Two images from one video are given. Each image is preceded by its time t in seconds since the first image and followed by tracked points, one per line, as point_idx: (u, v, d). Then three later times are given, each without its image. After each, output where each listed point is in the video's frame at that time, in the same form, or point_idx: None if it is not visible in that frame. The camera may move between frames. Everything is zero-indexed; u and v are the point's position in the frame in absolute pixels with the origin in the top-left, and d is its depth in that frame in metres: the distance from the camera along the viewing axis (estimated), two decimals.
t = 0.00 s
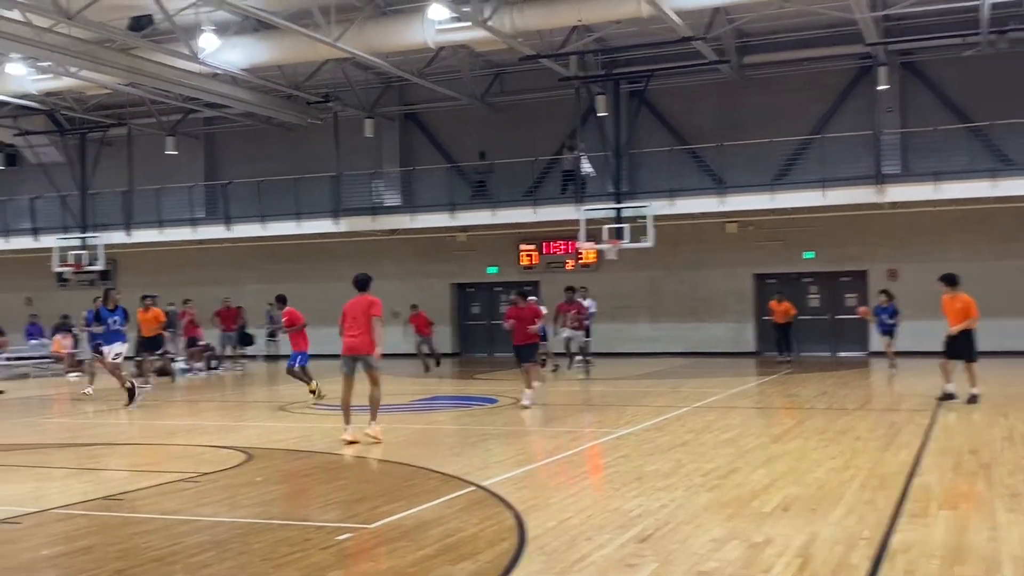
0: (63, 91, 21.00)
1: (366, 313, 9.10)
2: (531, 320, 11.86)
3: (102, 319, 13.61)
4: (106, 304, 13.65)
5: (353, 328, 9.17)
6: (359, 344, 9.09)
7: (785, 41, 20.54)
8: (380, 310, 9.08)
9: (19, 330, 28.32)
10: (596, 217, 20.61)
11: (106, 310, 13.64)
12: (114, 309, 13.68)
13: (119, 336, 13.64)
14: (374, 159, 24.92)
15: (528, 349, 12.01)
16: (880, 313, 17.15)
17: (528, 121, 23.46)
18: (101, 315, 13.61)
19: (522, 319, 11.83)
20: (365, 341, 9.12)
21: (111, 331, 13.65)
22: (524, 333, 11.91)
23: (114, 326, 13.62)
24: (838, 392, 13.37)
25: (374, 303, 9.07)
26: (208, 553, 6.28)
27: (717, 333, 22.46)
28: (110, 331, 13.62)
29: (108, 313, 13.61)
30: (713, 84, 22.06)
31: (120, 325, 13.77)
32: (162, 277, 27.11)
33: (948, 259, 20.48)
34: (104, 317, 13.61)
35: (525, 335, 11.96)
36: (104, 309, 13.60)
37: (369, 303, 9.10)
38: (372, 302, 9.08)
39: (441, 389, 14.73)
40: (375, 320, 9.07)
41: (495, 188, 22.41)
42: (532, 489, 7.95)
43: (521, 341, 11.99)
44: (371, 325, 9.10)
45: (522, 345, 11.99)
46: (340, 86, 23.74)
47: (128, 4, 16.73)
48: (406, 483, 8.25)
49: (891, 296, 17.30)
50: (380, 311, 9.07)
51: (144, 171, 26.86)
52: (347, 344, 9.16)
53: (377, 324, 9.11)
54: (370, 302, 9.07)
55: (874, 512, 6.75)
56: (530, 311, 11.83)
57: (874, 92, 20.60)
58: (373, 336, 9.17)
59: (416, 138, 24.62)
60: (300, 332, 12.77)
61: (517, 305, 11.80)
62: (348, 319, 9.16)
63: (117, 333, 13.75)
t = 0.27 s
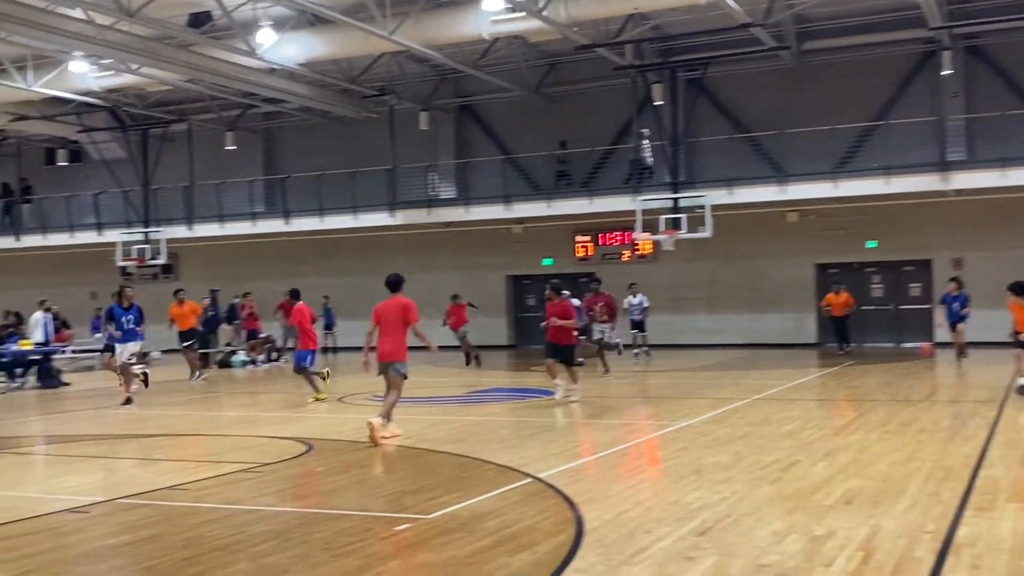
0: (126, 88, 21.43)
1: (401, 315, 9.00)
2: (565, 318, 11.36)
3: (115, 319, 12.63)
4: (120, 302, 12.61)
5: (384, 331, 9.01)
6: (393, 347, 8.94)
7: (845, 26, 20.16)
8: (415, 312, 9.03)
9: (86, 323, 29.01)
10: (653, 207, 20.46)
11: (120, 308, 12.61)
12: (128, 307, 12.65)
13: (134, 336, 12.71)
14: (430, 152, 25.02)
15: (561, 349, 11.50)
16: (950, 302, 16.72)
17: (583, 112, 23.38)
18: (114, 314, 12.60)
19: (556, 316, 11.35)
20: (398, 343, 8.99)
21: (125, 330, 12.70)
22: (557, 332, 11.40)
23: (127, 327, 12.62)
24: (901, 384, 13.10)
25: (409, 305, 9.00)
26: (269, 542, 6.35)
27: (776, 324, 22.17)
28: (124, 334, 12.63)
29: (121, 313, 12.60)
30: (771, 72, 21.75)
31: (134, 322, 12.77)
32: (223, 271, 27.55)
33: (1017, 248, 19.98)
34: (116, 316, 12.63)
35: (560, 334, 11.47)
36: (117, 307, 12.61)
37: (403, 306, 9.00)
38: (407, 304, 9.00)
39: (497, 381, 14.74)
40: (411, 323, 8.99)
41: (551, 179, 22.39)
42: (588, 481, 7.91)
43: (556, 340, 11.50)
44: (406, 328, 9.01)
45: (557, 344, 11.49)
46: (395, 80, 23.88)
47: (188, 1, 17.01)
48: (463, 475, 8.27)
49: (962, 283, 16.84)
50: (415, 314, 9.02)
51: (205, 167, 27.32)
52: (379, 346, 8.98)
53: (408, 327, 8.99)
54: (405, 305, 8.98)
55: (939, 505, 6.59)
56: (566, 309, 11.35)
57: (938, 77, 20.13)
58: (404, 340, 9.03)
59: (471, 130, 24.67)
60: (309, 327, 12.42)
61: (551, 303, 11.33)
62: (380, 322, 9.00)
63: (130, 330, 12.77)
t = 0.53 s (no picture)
0: (199, 84, 21.88)
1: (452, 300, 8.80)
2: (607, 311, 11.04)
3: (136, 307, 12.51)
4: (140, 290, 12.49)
5: (434, 316, 8.82)
6: (439, 332, 8.74)
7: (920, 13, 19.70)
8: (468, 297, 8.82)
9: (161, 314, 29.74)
10: (721, 199, 20.26)
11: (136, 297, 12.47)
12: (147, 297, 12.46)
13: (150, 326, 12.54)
14: (496, 144, 25.10)
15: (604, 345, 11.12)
16: None
17: (649, 103, 23.23)
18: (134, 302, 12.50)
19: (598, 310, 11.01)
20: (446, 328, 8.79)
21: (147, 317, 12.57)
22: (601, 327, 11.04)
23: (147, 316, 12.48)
24: (976, 379, 12.80)
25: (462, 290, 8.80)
26: (338, 531, 6.45)
27: (848, 317, 21.79)
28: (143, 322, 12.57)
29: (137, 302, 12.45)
30: (843, 61, 21.35)
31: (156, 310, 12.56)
32: (293, 263, 28.01)
33: None
34: (138, 304, 12.52)
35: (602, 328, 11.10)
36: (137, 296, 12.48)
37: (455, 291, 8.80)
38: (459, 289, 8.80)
39: (563, 373, 14.76)
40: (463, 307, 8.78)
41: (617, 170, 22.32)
42: (655, 474, 7.88)
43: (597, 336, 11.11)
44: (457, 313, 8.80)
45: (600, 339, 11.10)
46: (462, 73, 24.00)
47: None
48: (529, 467, 8.30)
49: None
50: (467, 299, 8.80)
51: (275, 160, 27.78)
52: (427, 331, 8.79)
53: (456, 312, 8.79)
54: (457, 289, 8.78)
55: (1016, 503, 6.42)
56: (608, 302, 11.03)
57: (1018, 65, 19.57)
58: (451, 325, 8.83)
59: (537, 123, 24.67)
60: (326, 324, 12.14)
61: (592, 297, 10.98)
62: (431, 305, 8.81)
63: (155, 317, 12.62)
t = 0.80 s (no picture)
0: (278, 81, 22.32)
1: (508, 303, 8.38)
2: (663, 305, 10.37)
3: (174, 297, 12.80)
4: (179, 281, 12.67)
5: (490, 318, 8.48)
6: (500, 338, 8.39)
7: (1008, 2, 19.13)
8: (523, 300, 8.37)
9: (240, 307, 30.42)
10: (798, 194, 19.95)
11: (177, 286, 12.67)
12: (184, 288, 12.60)
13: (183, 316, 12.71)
14: (569, 139, 25.10)
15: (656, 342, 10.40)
16: None
17: (725, 97, 22.99)
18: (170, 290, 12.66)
19: (654, 302, 10.36)
20: (501, 332, 8.41)
21: (182, 309, 12.84)
22: (656, 320, 10.37)
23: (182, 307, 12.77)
24: None
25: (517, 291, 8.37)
26: (412, 522, 6.53)
27: (930, 316, 21.27)
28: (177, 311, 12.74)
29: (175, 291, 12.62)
30: (926, 52, 20.84)
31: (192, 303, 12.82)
32: (368, 258, 28.40)
33: None
34: (175, 293, 12.74)
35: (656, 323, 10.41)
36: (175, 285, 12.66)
37: (510, 293, 8.38)
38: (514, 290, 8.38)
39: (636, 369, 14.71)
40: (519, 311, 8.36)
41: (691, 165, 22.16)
42: (729, 473, 7.80)
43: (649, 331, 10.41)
44: (513, 316, 8.40)
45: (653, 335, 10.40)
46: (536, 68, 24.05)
47: None
48: (602, 463, 8.29)
49: None
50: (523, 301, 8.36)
51: (351, 156, 28.19)
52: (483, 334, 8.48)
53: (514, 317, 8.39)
54: (511, 291, 8.35)
55: None
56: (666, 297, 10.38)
57: None
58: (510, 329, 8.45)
59: (611, 117, 24.60)
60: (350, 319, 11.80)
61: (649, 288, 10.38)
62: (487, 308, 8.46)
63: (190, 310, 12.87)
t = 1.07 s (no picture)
0: (357, 79, 22.61)
1: (554, 297, 8.37)
2: (717, 301, 9.90)
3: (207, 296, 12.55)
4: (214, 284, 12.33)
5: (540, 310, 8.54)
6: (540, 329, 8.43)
7: None
8: (569, 296, 8.28)
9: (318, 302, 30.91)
10: (883, 190, 19.52)
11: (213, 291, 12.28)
12: (222, 293, 12.26)
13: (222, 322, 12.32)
14: (646, 135, 24.92)
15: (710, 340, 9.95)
16: None
17: (805, 91, 22.60)
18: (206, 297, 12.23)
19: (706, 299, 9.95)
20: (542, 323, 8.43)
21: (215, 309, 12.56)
22: (709, 316, 9.92)
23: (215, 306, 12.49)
24: None
25: (565, 287, 8.31)
26: (486, 517, 6.54)
27: (1020, 316, 20.62)
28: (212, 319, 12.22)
29: (212, 298, 12.20)
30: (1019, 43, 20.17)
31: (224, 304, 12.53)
32: (443, 254, 28.60)
33: None
34: (209, 299, 12.26)
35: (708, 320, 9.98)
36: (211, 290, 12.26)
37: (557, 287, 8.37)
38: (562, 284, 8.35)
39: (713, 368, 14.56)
40: (561, 306, 8.28)
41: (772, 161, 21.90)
42: (807, 474, 7.66)
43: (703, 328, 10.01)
44: (556, 311, 8.35)
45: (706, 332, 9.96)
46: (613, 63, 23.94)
47: None
48: (676, 461, 8.21)
49: None
50: (568, 298, 8.27)
51: (428, 153, 28.44)
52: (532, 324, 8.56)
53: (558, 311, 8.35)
54: (559, 286, 8.34)
55: None
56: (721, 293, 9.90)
57: None
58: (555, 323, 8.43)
59: (689, 112, 24.34)
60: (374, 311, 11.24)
61: (704, 284, 9.98)
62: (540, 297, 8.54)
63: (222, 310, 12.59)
